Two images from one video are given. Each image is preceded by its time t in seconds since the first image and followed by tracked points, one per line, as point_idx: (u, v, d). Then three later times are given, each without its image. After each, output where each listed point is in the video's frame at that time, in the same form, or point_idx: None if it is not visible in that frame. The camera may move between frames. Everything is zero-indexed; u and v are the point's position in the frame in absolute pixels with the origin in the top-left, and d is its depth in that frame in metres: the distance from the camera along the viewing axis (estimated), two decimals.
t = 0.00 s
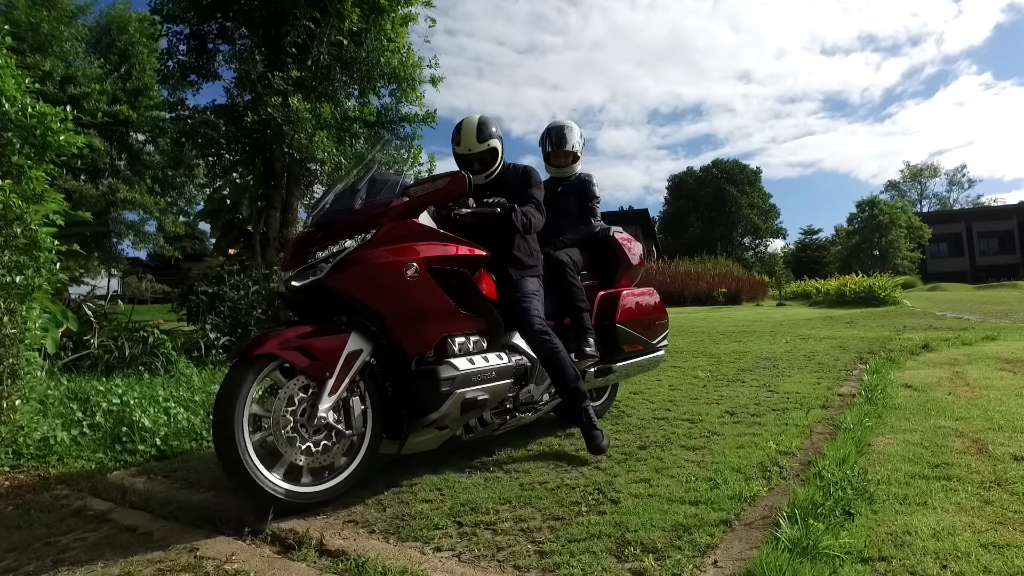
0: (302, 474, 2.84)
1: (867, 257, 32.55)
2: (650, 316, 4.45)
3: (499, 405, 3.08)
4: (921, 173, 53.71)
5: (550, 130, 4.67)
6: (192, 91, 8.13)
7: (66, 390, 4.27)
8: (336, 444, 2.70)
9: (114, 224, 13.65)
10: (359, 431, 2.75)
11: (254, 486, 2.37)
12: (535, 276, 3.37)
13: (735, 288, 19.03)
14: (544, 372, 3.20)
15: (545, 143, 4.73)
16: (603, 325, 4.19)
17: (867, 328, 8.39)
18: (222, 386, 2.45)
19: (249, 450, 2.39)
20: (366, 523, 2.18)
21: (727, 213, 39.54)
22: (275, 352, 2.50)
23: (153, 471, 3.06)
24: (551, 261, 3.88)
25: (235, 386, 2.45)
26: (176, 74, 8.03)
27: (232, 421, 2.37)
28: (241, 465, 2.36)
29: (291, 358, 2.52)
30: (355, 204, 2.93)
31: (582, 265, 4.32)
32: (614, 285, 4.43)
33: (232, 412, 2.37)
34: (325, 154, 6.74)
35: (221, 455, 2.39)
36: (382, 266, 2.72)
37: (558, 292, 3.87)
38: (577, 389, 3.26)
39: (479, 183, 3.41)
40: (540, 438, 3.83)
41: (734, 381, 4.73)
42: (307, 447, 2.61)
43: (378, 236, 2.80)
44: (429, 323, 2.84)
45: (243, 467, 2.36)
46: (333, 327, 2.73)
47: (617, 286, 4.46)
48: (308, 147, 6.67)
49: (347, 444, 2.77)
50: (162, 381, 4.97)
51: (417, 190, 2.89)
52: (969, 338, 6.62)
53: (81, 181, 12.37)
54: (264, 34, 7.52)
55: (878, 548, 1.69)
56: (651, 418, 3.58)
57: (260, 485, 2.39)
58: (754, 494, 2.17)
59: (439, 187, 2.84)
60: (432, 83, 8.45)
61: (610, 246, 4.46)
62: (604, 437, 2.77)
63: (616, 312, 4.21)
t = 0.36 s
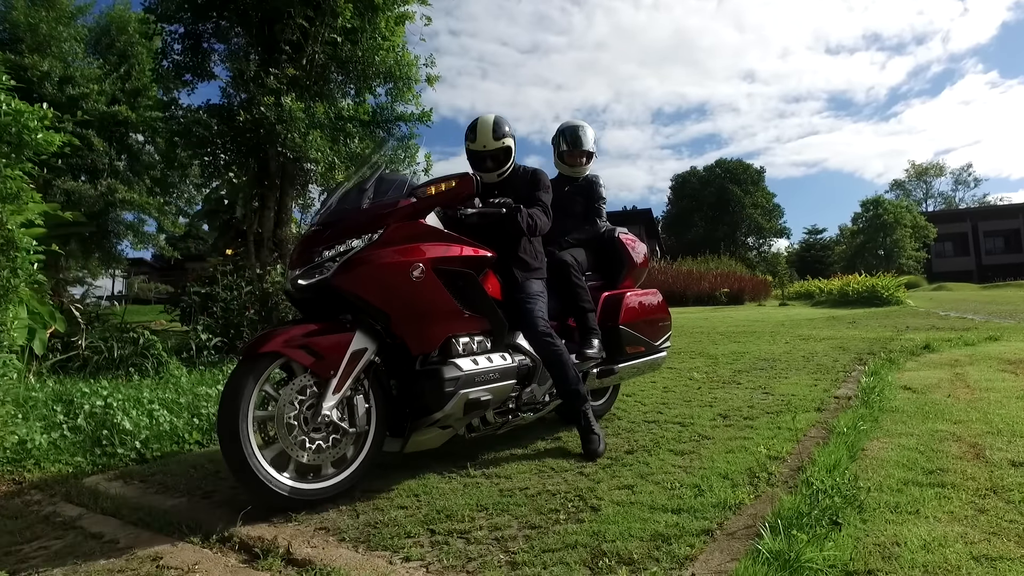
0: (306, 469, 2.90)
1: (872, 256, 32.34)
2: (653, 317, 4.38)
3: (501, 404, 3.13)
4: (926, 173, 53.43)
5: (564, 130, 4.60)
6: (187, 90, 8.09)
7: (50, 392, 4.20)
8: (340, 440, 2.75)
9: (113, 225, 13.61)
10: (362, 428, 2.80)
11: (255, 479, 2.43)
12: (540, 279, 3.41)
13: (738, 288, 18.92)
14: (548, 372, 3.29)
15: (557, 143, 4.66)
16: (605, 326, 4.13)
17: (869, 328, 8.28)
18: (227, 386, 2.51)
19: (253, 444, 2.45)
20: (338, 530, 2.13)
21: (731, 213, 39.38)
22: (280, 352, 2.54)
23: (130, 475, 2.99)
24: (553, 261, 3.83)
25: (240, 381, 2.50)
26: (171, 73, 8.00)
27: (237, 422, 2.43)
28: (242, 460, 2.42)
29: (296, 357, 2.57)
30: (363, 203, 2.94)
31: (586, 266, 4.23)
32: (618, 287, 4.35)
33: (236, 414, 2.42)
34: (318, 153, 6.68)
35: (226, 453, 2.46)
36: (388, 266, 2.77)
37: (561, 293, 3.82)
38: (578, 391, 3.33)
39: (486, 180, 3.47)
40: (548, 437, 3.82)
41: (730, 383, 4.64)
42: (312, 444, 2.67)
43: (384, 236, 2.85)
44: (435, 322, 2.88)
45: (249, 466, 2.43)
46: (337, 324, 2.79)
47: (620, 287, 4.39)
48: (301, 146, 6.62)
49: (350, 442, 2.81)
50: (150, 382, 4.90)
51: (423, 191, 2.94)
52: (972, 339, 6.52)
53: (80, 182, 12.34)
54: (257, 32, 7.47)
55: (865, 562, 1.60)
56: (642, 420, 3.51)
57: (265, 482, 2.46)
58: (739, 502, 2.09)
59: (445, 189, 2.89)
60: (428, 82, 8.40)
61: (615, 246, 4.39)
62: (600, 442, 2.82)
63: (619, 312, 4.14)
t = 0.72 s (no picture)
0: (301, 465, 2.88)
1: (875, 255, 32.14)
2: (649, 317, 4.29)
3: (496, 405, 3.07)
4: (930, 172, 53.15)
5: (575, 128, 4.53)
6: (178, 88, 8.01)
7: (26, 394, 4.12)
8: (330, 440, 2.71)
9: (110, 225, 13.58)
10: (355, 428, 2.76)
11: (240, 474, 2.42)
12: (540, 279, 3.35)
13: (739, 287, 18.79)
14: (541, 375, 3.23)
15: (567, 140, 4.56)
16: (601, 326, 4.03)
17: (868, 328, 8.17)
18: (219, 384, 2.49)
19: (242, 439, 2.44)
20: (298, 538, 2.05)
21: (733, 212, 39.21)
22: (272, 351, 2.50)
23: (100, 479, 2.89)
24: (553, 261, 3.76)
25: (234, 375, 2.49)
26: (162, 71, 7.93)
27: (228, 422, 2.41)
28: (230, 454, 2.41)
29: (289, 356, 2.53)
30: (359, 201, 2.88)
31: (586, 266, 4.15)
32: (616, 287, 4.29)
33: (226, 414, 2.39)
34: (307, 151, 6.62)
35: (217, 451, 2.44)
36: (384, 266, 2.71)
37: (560, 292, 3.72)
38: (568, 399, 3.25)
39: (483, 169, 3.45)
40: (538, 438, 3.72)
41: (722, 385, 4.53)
42: (304, 442, 2.64)
43: (381, 236, 2.79)
44: (430, 322, 2.83)
45: (238, 465, 2.42)
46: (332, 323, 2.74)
47: (619, 288, 4.30)
48: (290, 144, 6.55)
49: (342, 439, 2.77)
50: (133, 383, 4.83)
51: (421, 191, 2.87)
52: (971, 338, 6.40)
53: (75, 182, 12.30)
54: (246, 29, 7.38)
55: None
56: (629, 423, 3.42)
57: (255, 481, 2.45)
58: (716, 511, 1.99)
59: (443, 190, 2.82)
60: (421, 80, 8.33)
61: (615, 246, 4.29)
62: (582, 449, 2.72)
63: (616, 312, 4.05)
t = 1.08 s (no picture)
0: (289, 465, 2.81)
1: (879, 255, 31.94)
2: (644, 316, 4.19)
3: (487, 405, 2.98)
4: (934, 170, 52.85)
5: (573, 124, 4.45)
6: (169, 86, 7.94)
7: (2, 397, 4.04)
8: (320, 438, 2.63)
9: (106, 225, 13.53)
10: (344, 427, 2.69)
11: (221, 466, 2.34)
12: (531, 275, 3.25)
13: (740, 286, 18.65)
14: (531, 377, 3.12)
15: (567, 137, 4.48)
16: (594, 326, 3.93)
17: (867, 327, 8.05)
18: (206, 382, 2.41)
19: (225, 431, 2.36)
20: (255, 548, 1.97)
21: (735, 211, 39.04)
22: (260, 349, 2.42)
23: (66, 485, 2.80)
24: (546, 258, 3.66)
25: (225, 364, 2.44)
26: (153, 70, 7.84)
27: (215, 423, 2.33)
28: (213, 442, 2.33)
29: (277, 355, 2.45)
30: (348, 198, 2.82)
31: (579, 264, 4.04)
32: (611, 285, 4.16)
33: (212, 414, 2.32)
34: (295, 150, 6.58)
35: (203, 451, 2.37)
36: (374, 264, 2.62)
37: (554, 291, 3.63)
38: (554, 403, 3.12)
39: (472, 157, 3.31)
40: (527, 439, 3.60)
41: (714, 386, 4.42)
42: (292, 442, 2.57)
43: (370, 234, 2.69)
44: (421, 321, 2.75)
45: (226, 465, 2.35)
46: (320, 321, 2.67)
47: (614, 286, 4.18)
48: (278, 143, 6.49)
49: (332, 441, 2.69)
50: (115, 385, 4.75)
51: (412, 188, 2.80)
52: (971, 338, 6.28)
53: (70, 181, 12.28)
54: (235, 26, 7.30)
55: None
56: (613, 427, 3.33)
57: (242, 481, 2.38)
58: (690, 522, 1.90)
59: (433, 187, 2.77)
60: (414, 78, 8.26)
61: (609, 244, 4.18)
62: (558, 456, 2.64)
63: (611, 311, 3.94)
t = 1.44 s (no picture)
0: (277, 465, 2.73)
1: (882, 253, 31.77)
2: (638, 315, 4.08)
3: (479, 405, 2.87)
4: (938, 169, 52.60)
5: (564, 121, 4.24)
6: (160, 85, 7.87)
7: None
8: (305, 440, 2.55)
9: (101, 226, 13.57)
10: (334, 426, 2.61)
11: (204, 458, 2.26)
12: (523, 275, 3.10)
13: (741, 286, 18.53)
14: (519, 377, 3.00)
15: (556, 137, 4.26)
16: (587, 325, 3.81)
17: (866, 328, 7.93)
18: (192, 382, 2.33)
19: (211, 423, 2.29)
20: (210, 559, 1.88)
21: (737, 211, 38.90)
22: (247, 348, 2.35)
23: (29, 492, 2.70)
24: (538, 257, 3.56)
25: (217, 355, 2.38)
26: (143, 67, 7.77)
27: (202, 423, 2.26)
28: (199, 432, 2.26)
29: (264, 354, 2.38)
30: (336, 196, 2.74)
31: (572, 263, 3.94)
32: (604, 284, 4.09)
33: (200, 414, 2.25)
34: (284, 148, 6.55)
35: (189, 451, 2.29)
36: (362, 262, 2.53)
37: (545, 289, 3.52)
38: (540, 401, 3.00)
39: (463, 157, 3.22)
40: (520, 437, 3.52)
41: (705, 388, 4.31)
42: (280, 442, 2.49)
43: (357, 233, 2.60)
44: (409, 319, 2.65)
45: (213, 465, 2.28)
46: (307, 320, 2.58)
47: (607, 285, 4.11)
48: (267, 141, 6.43)
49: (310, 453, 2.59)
50: (98, 385, 4.68)
51: (399, 186, 2.72)
52: (972, 339, 6.16)
53: (67, 181, 12.29)
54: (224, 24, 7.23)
55: None
56: (599, 430, 3.23)
57: (230, 481, 2.31)
58: (665, 532, 1.82)
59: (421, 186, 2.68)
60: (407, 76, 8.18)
61: (602, 243, 4.11)
62: (538, 461, 2.56)
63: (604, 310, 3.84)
